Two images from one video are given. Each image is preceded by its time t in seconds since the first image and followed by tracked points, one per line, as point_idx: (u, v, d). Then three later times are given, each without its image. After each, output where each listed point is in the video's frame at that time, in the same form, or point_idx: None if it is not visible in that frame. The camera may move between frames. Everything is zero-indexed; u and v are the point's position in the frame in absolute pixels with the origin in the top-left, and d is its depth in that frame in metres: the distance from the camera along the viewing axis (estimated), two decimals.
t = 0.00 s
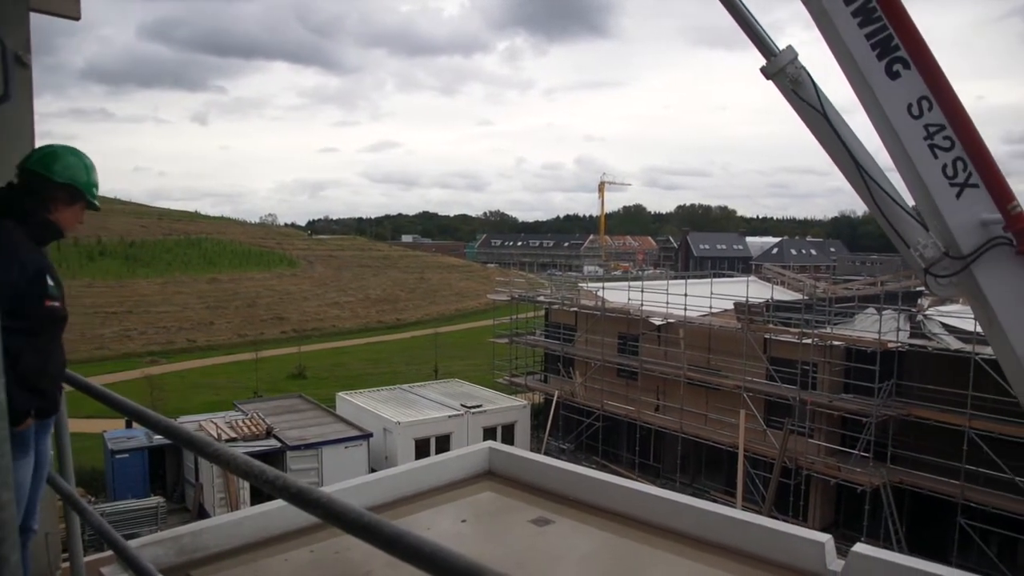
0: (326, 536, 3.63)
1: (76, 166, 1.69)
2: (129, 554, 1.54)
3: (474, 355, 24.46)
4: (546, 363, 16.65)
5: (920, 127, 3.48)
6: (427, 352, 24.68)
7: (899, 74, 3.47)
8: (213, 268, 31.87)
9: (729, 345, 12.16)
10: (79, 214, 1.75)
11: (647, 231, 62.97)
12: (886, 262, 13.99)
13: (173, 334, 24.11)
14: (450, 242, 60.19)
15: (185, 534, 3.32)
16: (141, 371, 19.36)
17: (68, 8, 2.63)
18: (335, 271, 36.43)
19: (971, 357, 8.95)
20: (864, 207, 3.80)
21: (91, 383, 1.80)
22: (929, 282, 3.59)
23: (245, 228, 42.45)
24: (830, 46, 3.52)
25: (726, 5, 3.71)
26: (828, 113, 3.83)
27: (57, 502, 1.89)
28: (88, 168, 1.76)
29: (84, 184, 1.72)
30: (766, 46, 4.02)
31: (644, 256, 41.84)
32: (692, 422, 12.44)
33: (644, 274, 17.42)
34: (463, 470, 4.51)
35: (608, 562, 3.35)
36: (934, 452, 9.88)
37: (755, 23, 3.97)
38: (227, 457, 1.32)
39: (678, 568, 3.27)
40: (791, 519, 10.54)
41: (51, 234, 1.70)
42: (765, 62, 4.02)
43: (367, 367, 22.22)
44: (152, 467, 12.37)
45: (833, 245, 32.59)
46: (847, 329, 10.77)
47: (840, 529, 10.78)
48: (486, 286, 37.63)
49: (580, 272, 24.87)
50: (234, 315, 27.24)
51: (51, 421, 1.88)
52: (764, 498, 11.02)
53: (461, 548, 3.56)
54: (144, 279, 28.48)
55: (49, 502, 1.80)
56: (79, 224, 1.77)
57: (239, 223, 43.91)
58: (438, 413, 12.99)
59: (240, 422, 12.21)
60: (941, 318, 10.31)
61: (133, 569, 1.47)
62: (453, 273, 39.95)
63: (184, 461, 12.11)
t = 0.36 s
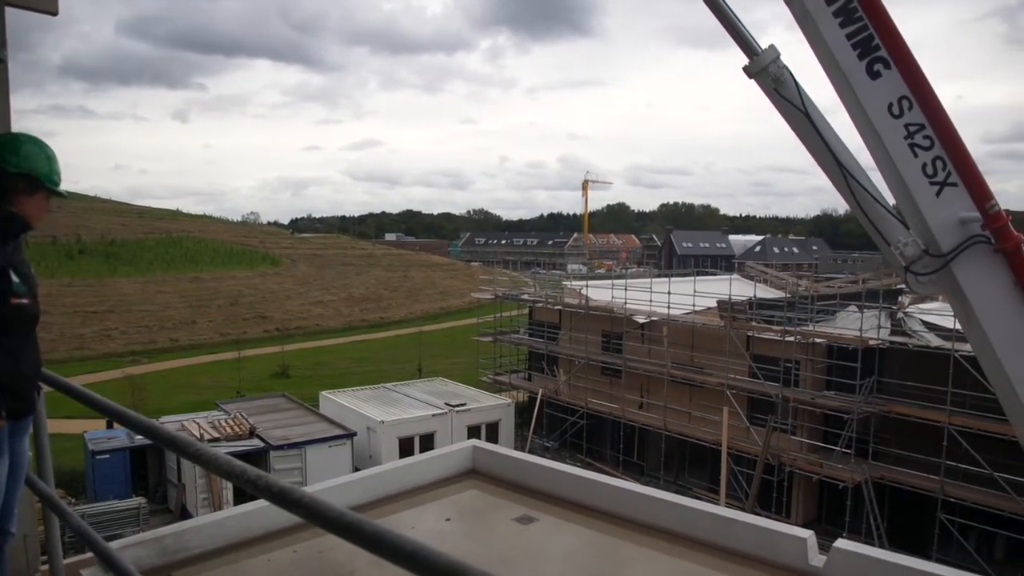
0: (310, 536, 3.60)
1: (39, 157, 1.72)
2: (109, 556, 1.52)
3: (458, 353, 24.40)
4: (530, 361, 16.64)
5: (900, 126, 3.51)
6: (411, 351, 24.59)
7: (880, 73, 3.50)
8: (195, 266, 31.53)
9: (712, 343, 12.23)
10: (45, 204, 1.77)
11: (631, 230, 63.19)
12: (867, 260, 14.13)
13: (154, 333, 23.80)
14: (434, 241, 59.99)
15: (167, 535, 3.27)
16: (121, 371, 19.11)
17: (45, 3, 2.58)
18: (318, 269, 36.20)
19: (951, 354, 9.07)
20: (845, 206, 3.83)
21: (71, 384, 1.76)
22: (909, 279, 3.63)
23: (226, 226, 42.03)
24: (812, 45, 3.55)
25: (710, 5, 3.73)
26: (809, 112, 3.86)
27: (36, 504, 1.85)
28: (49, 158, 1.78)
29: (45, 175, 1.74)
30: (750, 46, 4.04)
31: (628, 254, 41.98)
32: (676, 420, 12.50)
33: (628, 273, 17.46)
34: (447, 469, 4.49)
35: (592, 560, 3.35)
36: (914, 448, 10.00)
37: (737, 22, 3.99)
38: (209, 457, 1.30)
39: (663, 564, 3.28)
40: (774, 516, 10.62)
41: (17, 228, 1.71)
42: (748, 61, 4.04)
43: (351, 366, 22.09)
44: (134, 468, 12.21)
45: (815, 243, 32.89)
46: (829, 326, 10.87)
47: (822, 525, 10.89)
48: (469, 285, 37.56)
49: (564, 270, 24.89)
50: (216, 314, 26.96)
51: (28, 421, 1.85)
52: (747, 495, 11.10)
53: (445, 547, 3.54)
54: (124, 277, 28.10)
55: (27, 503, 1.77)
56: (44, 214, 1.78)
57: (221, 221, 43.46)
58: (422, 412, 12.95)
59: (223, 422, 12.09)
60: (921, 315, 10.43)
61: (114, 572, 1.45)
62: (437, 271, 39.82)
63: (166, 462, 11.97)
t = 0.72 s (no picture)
0: (292, 536, 3.57)
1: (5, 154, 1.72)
2: (87, 557, 1.50)
3: (440, 351, 24.37)
4: (513, 359, 16.66)
5: (880, 125, 3.55)
6: (394, 349, 24.48)
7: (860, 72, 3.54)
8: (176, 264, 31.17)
9: (694, 340, 12.31)
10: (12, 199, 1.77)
11: (614, 227, 63.41)
12: (847, 258, 14.30)
13: (134, 332, 23.50)
14: (417, 238, 59.82)
15: (148, 536, 3.22)
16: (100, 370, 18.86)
17: None
18: (300, 267, 35.96)
19: (930, 350, 9.21)
20: (825, 204, 3.88)
21: (49, 383, 1.73)
22: (889, 276, 3.68)
23: (207, 224, 41.60)
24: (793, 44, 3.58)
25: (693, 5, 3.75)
26: (791, 110, 3.88)
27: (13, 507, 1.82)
28: (14, 154, 1.77)
29: (12, 172, 1.74)
30: (731, 44, 4.06)
31: (610, 252, 42.17)
32: (659, 417, 12.57)
33: (610, 270, 17.53)
34: (430, 467, 4.48)
35: (575, 556, 3.36)
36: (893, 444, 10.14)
37: (718, 21, 4.00)
38: (190, 457, 1.28)
39: (646, 560, 3.30)
40: (756, 512, 10.72)
41: None
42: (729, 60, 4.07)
43: (333, 364, 21.98)
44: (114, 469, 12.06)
45: (796, 241, 33.21)
46: (810, 323, 10.98)
47: (804, 521, 11.01)
48: (452, 282, 37.51)
49: (547, 268, 24.92)
50: (197, 312, 26.69)
51: (3, 422, 1.82)
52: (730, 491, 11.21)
53: (429, 546, 3.53)
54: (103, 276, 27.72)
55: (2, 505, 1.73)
56: (11, 210, 1.78)
57: (201, 218, 43.01)
58: (405, 410, 12.91)
59: (205, 421, 11.98)
60: (900, 312, 10.56)
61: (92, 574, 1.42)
62: (420, 269, 39.71)
63: (147, 462, 11.83)
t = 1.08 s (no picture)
0: (273, 535, 3.54)
1: None
2: (62, 558, 1.48)
3: (422, 349, 24.28)
4: (494, 356, 16.64)
5: (858, 123, 3.82)
6: (376, 347, 24.34)
7: (838, 70, 3.78)
8: (154, 262, 30.73)
9: (675, 336, 12.39)
10: None
11: (595, 224, 63.56)
12: (826, 255, 14.46)
13: (111, 331, 23.14)
14: (398, 236, 59.52)
15: (127, 536, 3.17)
16: (77, 370, 18.55)
17: None
18: (280, 265, 35.64)
19: (907, 346, 9.35)
20: (806, 201, 4.11)
21: (23, 383, 1.69)
22: (867, 272, 3.96)
23: (184, 221, 41.05)
24: (775, 44, 3.81)
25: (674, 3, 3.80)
26: (769, 109, 4.06)
27: None
28: None
29: None
30: (710, 40, 4.09)
31: (592, 249, 42.29)
32: (640, 413, 12.64)
33: (591, 267, 17.57)
34: (410, 465, 4.47)
35: (556, 553, 3.38)
36: (871, 439, 10.28)
37: (698, 19, 4.04)
38: (168, 456, 1.26)
39: (627, 556, 3.31)
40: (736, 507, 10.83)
41: None
42: (709, 57, 4.12)
43: (314, 363, 21.81)
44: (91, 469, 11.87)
45: (776, 238, 33.52)
46: (789, 320, 11.10)
47: (784, 515, 11.14)
48: (433, 280, 37.39)
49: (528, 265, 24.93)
50: (175, 310, 26.34)
51: None
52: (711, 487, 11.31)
53: (409, 544, 3.53)
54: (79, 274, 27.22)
55: None
56: None
57: (178, 216, 42.43)
58: (386, 408, 12.85)
59: (184, 420, 11.83)
60: (879, 308, 10.69)
61: None
62: (401, 266, 39.52)
63: (125, 462, 11.65)
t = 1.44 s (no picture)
0: (249, 535, 3.51)
1: None
2: (32, 559, 1.46)
3: (400, 347, 24.18)
4: (472, 354, 16.63)
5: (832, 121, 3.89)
6: (354, 345, 24.19)
7: (812, 69, 3.85)
8: (127, 259, 30.20)
9: (652, 333, 12.49)
10: None
11: (573, 221, 63.62)
12: (801, 251, 14.64)
13: (83, 330, 22.70)
14: (375, 233, 59.19)
15: (101, 538, 3.11)
16: (47, 370, 18.18)
17: None
18: (256, 263, 35.26)
19: (880, 341, 9.51)
20: (781, 198, 4.18)
21: None
22: (841, 269, 4.05)
23: (157, 218, 40.40)
24: (751, 43, 3.88)
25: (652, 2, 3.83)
26: (745, 106, 4.10)
27: None
28: None
29: None
30: (686, 38, 4.12)
31: (570, 246, 42.42)
32: (618, 409, 12.72)
33: (569, 265, 17.63)
34: (388, 463, 4.45)
35: (532, 550, 3.38)
36: (845, 433, 10.44)
37: (675, 17, 4.06)
38: (141, 457, 1.26)
39: (605, 552, 3.33)
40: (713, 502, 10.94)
41: None
42: (685, 55, 4.15)
43: (291, 361, 21.62)
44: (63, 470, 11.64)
45: (752, 235, 33.88)
46: (765, 316, 11.23)
47: (760, 510, 11.28)
48: (412, 277, 37.25)
49: (506, 262, 24.92)
50: (149, 309, 25.91)
51: None
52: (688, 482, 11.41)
53: (387, 543, 3.52)
54: (50, 272, 26.64)
55: None
56: None
57: (151, 213, 41.74)
58: (364, 406, 12.78)
59: (159, 420, 11.64)
60: (853, 305, 10.84)
61: None
62: (379, 264, 39.31)
63: (99, 462, 11.45)
